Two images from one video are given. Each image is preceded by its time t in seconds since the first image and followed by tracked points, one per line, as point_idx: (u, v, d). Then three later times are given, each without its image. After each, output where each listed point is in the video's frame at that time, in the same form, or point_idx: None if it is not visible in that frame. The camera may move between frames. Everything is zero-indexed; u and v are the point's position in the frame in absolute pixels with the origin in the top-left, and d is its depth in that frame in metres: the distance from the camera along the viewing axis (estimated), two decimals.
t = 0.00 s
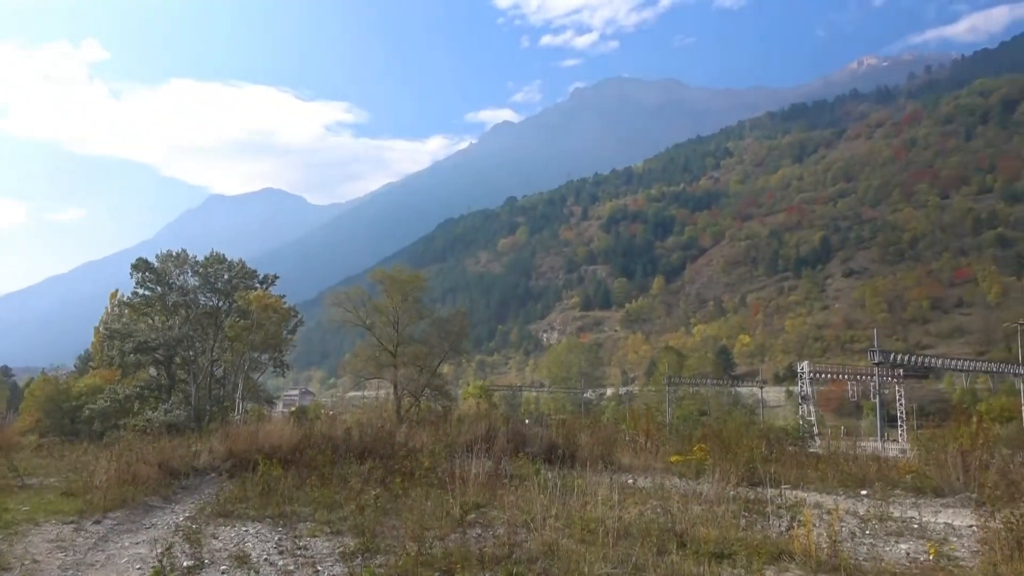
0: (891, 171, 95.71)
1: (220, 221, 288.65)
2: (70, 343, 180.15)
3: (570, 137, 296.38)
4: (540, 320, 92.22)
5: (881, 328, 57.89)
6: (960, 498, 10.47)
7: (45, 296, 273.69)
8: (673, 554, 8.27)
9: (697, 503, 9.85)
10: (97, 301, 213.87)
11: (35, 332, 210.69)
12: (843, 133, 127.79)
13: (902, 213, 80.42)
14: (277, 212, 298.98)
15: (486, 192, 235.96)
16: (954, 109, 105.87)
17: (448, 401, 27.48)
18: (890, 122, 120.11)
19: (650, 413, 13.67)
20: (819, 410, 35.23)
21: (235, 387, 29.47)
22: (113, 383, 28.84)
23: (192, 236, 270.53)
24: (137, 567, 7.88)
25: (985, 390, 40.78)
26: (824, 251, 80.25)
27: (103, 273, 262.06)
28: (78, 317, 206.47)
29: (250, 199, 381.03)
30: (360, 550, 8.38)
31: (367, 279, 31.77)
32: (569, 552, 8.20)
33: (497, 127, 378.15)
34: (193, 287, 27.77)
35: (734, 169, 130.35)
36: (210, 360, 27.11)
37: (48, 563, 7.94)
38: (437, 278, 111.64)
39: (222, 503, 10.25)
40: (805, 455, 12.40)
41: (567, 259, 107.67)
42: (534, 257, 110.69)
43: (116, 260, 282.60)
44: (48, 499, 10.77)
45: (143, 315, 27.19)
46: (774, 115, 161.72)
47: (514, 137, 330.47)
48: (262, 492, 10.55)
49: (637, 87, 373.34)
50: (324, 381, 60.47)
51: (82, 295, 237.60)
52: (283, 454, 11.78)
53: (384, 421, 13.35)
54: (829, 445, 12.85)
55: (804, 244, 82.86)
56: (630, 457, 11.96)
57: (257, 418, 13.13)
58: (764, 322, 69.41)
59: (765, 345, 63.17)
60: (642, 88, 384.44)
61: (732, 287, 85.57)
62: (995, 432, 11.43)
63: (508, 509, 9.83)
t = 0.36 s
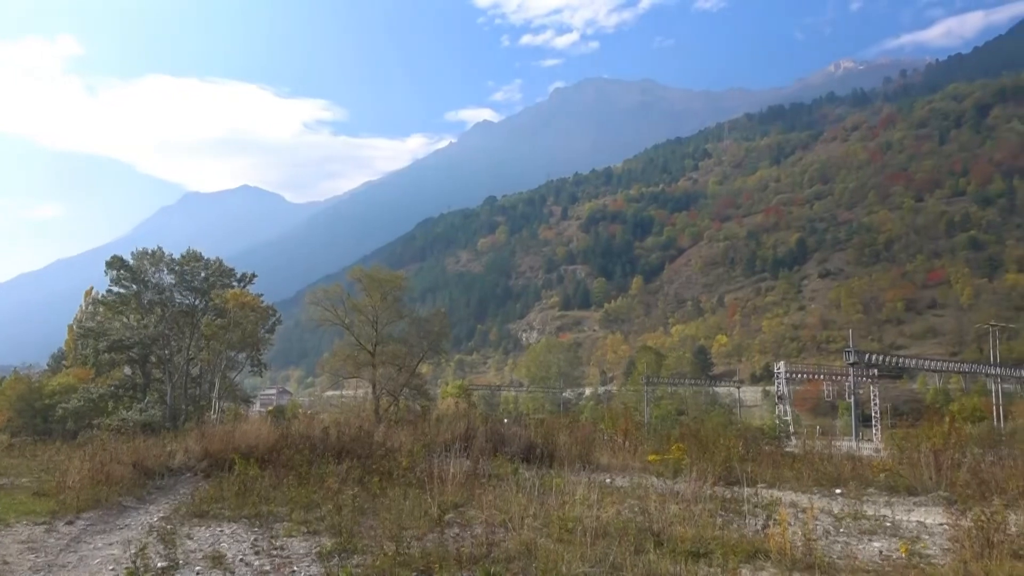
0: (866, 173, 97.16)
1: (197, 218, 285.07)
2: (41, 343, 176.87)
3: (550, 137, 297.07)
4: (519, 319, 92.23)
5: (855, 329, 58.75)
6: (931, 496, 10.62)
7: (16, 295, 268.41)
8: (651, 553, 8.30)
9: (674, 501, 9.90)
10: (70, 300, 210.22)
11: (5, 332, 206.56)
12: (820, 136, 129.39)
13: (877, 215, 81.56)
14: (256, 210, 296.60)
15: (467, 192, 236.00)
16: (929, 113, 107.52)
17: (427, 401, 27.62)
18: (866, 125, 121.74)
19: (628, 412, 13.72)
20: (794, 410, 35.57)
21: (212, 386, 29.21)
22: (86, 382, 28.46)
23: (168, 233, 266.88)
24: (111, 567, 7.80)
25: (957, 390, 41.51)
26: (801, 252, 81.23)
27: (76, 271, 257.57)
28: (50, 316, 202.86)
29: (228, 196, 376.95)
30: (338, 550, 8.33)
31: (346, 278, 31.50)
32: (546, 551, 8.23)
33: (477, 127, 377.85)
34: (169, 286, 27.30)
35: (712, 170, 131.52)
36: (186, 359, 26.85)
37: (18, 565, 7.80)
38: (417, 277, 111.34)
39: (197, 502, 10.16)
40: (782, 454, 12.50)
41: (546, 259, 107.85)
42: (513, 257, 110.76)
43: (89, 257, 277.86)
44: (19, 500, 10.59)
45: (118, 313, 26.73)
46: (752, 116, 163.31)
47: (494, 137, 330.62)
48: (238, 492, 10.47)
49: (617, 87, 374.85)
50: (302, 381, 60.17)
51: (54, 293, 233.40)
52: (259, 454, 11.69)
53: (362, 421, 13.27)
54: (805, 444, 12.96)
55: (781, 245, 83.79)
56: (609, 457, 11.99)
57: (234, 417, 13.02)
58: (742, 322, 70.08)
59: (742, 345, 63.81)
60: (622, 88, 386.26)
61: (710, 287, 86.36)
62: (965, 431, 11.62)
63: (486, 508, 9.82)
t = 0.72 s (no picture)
0: (838, 176, 98.68)
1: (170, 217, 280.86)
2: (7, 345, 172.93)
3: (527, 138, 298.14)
4: (496, 319, 92.15)
5: (828, 330, 59.55)
6: (902, 494, 10.78)
7: None
8: (626, 553, 8.34)
9: (650, 502, 9.94)
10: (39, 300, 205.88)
11: None
12: (794, 139, 131.13)
13: (850, 218, 82.81)
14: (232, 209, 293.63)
15: (446, 193, 236.02)
16: (900, 117, 109.40)
17: (403, 402, 27.55)
18: (839, 128, 123.56)
19: (605, 413, 13.76)
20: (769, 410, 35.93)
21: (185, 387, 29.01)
22: (56, 383, 28.07)
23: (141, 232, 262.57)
24: (80, 572, 7.67)
25: (927, 390, 42.25)
26: (775, 254, 82.22)
27: (45, 271, 252.22)
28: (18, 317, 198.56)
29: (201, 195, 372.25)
30: (312, 553, 8.28)
31: (322, 278, 31.25)
32: (522, 552, 8.24)
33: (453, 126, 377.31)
34: (142, 285, 27.09)
35: (689, 173, 132.60)
36: (158, 359, 26.61)
37: None
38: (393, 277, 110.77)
39: (168, 506, 10.02)
40: (756, 454, 12.59)
41: (523, 259, 107.80)
42: (490, 258, 110.71)
43: (58, 256, 272.40)
44: None
45: (89, 313, 26.41)
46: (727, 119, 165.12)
47: (472, 138, 330.95)
48: (210, 494, 10.35)
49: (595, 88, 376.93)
50: (277, 382, 59.77)
51: (22, 293, 228.40)
52: (233, 455, 11.57)
53: (337, 422, 13.17)
54: (779, 444, 13.07)
55: (756, 247, 84.70)
56: (585, 458, 12.00)
57: (207, 419, 12.86)
58: (717, 323, 70.68)
59: (717, 346, 64.32)
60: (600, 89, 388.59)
61: (686, 289, 87.04)
62: (936, 430, 11.79)
63: (462, 509, 9.80)
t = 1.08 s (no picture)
0: (815, 180, 99.99)
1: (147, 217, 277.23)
2: None
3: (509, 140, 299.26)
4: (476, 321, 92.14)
5: (805, 332, 60.24)
6: (877, 494, 10.92)
7: None
8: (605, 555, 8.36)
9: (629, 503, 9.98)
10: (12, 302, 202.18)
11: None
12: (772, 143, 132.55)
13: (826, 221, 83.98)
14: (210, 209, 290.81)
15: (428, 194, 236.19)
16: (876, 122, 111.12)
17: (381, 404, 27.41)
18: (816, 132, 125.23)
19: (584, 414, 13.80)
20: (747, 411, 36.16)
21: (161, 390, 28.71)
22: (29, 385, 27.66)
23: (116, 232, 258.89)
24: None
25: (902, 391, 42.89)
26: (753, 256, 83.07)
27: (17, 271, 247.58)
28: None
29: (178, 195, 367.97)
30: (289, 556, 8.23)
31: (301, 279, 30.99)
32: (501, 554, 8.25)
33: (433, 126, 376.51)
34: (118, 286, 26.85)
35: (668, 175, 133.54)
36: (134, 361, 26.39)
37: None
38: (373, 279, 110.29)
39: (144, 509, 9.89)
40: (734, 455, 12.68)
41: (502, 261, 107.69)
42: (470, 259, 110.69)
43: (31, 257, 267.64)
44: None
45: (63, 315, 26.07)
46: (706, 122, 166.63)
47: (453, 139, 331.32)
48: (187, 497, 10.25)
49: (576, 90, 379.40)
50: (255, 384, 59.36)
51: None
52: (210, 458, 11.46)
53: (316, 424, 13.10)
54: (756, 445, 13.18)
55: (734, 249, 85.48)
56: (564, 459, 12.02)
57: (183, 421, 12.75)
58: (696, 325, 71.21)
59: (696, 348, 64.70)
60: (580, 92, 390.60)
61: (665, 291, 87.62)
62: (910, 431, 11.95)
63: (441, 512, 9.77)
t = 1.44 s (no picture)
0: (792, 183, 101.23)
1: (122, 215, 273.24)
2: None
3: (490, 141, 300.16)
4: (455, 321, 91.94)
5: (782, 334, 60.89)
6: (851, 495, 11.04)
7: None
8: (583, 555, 8.39)
9: (607, 504, 10.02)
10: None
11: None
12: (749, 146, 134.06)
13: (803, 225, 85.04)
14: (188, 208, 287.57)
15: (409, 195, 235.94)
16: (851, 126, 112.74)
17: (359, 405, 27.29)
18: (793, 136, 126.77)
19: (563, 416, 13.81)
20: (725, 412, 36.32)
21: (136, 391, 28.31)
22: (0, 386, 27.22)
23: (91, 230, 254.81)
24: None
25: (876, 392, 43.53)
26: (731, 259, 83.88)
27: None
28: None
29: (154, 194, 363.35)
30: (266, 558, 8.16)
31: (279, 279, 30.68)
32: (478, 555, 8.26)
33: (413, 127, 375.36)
34: (92, 285, 26.67)
35: (647, 178, 134.45)
36: (108, 361, 26.14)
37: None
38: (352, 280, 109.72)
39: (118, 511, 9.78)
40: (711, 456, 12.76)
41: (482, 262, 107.79)
42: (449, 260, 110.66)
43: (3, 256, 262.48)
44: None
45: (35, 314, 25.75)
46: (685, 125, 167.95)
47: (434, 139, 331.19)
48: (162, 499, 10.14)
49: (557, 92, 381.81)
50: (232, 384, 58.91)
51: None
52: (185, 459, 11.36)
53: (294, 426, 13.02)
54: (733, 446, 13.26)
55: (712, 251, 86.28)
56: (542, 460, 12.05)
57: (158, 423, 12.61)
58: (674, 326, 71.71)
59: (674, 350, 65.07)
60: (561, 94, 392.18)
61: (644, 292, 88.26)
62: (885, 432, 12.10)
63: (419, 513, 9.76)
